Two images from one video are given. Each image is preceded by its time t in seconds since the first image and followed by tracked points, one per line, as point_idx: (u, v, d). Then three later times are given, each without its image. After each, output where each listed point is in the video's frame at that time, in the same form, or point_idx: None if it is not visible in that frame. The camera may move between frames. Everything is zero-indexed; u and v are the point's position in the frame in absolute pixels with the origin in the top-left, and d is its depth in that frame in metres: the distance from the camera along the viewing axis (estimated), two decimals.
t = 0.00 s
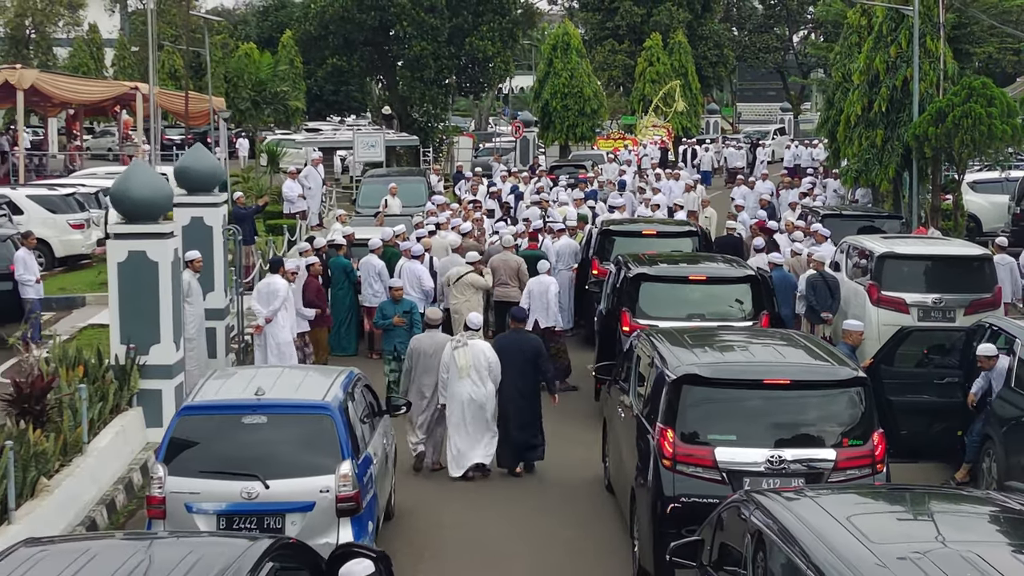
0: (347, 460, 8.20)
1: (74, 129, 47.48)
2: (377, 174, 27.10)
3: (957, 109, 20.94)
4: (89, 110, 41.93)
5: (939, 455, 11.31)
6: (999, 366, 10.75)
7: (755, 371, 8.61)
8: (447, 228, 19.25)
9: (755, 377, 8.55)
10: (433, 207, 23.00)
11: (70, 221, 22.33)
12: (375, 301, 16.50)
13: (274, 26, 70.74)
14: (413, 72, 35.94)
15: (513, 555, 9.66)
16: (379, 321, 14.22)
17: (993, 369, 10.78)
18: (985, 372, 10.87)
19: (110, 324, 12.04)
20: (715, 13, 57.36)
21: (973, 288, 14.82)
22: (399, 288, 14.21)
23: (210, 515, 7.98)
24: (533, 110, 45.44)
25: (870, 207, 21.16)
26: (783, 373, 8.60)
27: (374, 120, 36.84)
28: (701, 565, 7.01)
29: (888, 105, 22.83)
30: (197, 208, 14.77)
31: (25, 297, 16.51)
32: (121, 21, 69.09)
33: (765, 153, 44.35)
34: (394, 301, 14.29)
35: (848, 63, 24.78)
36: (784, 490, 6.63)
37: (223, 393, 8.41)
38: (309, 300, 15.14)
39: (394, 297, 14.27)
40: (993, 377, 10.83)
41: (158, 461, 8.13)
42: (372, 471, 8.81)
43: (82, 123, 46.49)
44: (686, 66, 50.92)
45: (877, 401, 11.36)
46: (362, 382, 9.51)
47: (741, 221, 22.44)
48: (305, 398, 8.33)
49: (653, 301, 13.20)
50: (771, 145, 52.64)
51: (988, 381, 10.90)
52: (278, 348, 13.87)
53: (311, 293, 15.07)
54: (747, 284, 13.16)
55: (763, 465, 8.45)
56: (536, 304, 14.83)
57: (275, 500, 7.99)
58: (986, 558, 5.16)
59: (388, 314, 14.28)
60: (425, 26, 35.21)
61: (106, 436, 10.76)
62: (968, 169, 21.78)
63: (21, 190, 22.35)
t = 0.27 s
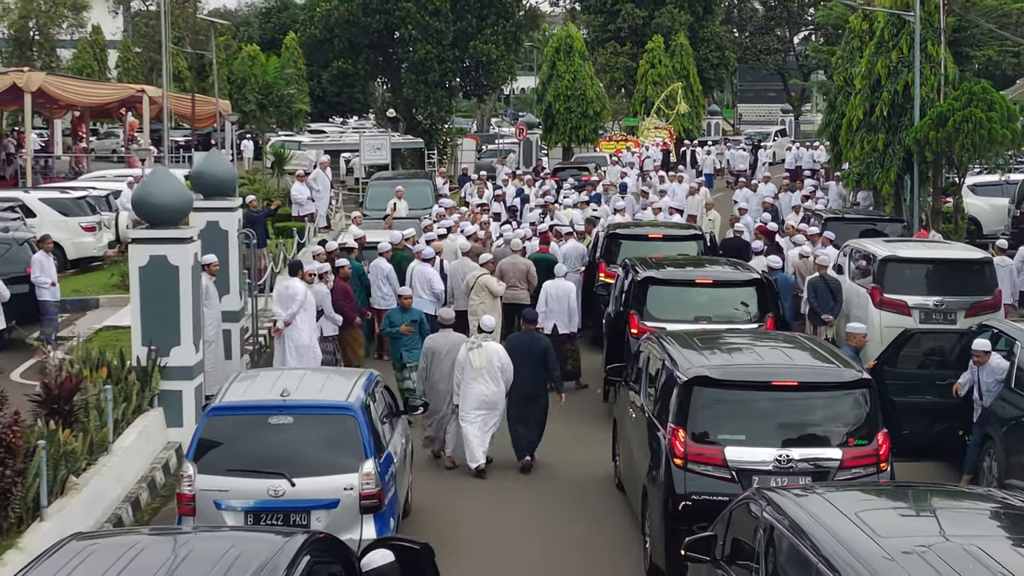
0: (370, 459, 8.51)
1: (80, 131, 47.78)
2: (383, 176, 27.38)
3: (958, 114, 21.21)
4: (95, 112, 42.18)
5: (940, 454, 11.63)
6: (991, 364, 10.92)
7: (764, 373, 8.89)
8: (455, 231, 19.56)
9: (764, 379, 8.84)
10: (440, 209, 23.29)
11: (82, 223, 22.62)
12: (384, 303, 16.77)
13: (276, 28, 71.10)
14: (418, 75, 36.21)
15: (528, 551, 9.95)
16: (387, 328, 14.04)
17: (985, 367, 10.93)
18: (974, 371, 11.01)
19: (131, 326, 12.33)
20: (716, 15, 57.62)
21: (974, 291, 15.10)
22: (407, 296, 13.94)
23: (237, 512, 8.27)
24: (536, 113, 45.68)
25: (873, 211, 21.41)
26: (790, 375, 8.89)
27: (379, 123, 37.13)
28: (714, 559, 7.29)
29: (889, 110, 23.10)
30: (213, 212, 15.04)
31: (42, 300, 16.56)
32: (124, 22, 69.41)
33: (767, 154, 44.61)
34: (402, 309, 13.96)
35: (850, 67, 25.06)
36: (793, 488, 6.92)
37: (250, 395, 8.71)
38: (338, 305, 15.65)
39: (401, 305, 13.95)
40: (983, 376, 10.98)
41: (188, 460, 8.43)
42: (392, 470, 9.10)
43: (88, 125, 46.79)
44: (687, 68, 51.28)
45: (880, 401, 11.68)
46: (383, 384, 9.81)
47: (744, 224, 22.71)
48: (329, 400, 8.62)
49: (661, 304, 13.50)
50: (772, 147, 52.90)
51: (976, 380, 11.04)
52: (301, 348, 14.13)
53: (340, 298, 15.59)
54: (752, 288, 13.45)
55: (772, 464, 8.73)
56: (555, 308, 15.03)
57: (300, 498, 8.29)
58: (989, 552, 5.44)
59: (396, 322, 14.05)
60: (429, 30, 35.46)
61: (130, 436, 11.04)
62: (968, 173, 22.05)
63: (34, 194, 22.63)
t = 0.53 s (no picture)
0: (389, 459, 8.78)
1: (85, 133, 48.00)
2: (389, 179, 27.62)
3: (959, 118, 21.46)
4: (100, 114, 42.43)
5: (941, 455, 11.88)
6: (985, 361, 11.29)
7: (771, 376, 9.15)
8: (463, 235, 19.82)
9: (771, 382, 9.10)
10: (446, 213, 23.54)
11: (92, 226, 22.87)
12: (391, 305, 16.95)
13: (278, 29, 71.28)
14: (422, 79, 36.46)
15: (541, 549, 10.22)
16: (396, 333, 14.14)
17: (980, 365, 11.29)
18: (968, 370, 11.31)
19: (149, 329, 12.60)
20: (718, 17, 57.82)
21: (975, 294, 15.33)
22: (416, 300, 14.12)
23: (260, 511, 8.52)
24: (538, 115, 45.91)
25: (874, 214, 21.65)
26: (797, 379, 9.15)
27: (384, 126, 37.37)
28: (724, 556, 7.55)
29: (891, 114, 23.36)
30: (226, 217, 15.32)
31: (54, 302, 16.59)
32: (127, 24, 69.67)
33: (768, 156, 44.83)
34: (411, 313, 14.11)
35: (851, 71, 25.31)
36: (800, 488, 7.18)
37: (272, 397, 8.98)
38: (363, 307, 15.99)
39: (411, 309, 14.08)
40: (976, 375, 11.29)
41: (212, 462, 8.69)
42: (409, 470, 9.37)
43: (93, 127, 47.01)
44: (688, 70, 51.62)
45: (883, 403, 11.93)
46: (399, 388, 10.07)
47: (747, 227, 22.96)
48: (349, 402, 8.89)
49: (667, 307, 13.77)
50: (773, 148, 53.12)
51: (966, 380, 11.31)
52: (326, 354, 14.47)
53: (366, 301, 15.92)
54: (757, 291, 13.70)
55: (778, 464, 8.98)
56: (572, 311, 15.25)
57: (322, 497, 8.55)
58: (988, 549, 5.70)
59: (405, 326, 14.14)
60: (434, 34, 35.70)
61: (149, 438, 11.29)
62: (969, 177, 22.30)
63: (45, 197, 22.88)
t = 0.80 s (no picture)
0: (406, 465, 9.08)
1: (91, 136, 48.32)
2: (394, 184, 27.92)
3: (958, 125, 21.76)
4: (106, 118, 42.72)
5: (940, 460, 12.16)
6: (975, 364, 11.57)
7: (775, 384, 9.44)
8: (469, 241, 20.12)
9: (775, 390, 9.40)
10: (451, 218, 23.85)
11: (102, 232, 23.17)
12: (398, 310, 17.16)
13: (281, 32, 71.56)
14: (425, 83, 36.80)
15: (551, 551, 10.51)
16: (400, 348, 13.71)
17: (971, 366, 11.55)
18: (958, 371, 11.54)
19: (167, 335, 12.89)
20: (719, 20, 58.12)
21: (973, 301, 15.65)
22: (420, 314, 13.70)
23: (282, 515, 8.81)
24: (541, 118, 46.22)
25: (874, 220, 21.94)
26: (800, 387, 9.43)
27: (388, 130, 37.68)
28: (732, 559, 7.85)
29: (890, 121, 23.65)
30: (240, 225, 15.62)
31: (66, 307, 16.86)
32: (130, 26, 69.95)
33: (769, 159, 45.13)
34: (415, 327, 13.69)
35: (852, 78, 25.63)
36: (805, 493, 7.48)
37: (292, 404, 9.25)
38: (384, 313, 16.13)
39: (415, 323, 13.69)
40: (966, 377, 11.56)
41: (235, 467, 8.98)
42: (425, 474, 9.67)
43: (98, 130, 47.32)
44: (690, 74, 51.87)
45: (884, 409, 12.23)
46: (414, 395, 10.36)
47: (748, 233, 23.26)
48: (366, 409, 9.18)
49: (673, 314, 14.04)
50: (774, 150, 53.44)
51: (956, 382, 11.54)
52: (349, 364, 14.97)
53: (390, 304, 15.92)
54: (761, 298, 13.99)
55: (783, 469, 9.28)
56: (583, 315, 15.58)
57: (341, 501, 8.84)
58: (985, 553, 6.01)
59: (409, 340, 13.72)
60: (438, 39, 36.01)
61: (168, 441, 11.57)
62: (968, 182, 22.59)
63: (56, 203, 23.17)
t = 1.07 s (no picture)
0: (414, 475, 9.32)
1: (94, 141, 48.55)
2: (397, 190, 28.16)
3: (955, 133, 22.00)
4: (109, 122, 42.93)
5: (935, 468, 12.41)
6: (958, 377, 11.80)
7: (774, 397, 9.69)
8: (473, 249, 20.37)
9: (774, 402, 9.65)
10: (454, 225, 24.09)
11: (109, 238, 23.40)
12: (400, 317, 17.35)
13: (283, 35, 71.73)
14: (426, 89, 37.04)
15: (555, 558, 10.77)
16: (401, 359, 13.52)
17: (954, 380, 11.78)
18: (943, 385, 11.78)
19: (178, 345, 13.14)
20: (719, 24, 58.34)
21: (969, 309, 15.89)
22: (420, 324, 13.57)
23: (294, 525, 9.07)
24: (541, 122, 46.44)
25: (872, 227, 22.19)
26: (798, 399, 9.69)
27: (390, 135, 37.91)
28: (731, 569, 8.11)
29: (889, 129, 23.90)
30: (247, 235, 15.89)
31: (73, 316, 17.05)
32: (132, 30, 70.14)
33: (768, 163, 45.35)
34: (415, 338, 13.54)
35: (851, 85, 25.88)
36: (802, 505, 7.74)
37: (304, 416, 9.51)
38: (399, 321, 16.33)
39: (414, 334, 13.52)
40: (950, 389, 11.78)
41: (248, 477, 9.23)
42: (432, 483, 9.93)
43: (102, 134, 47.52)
44: (691, 78, 52.10)
45: (881, 418, 12.47)
46: (421, 406, 10.61)
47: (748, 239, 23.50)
48: (376, 421, 9.43)
49: (674, 323, 14.29)
50: (774, 154, 53.63)
51: (940, 395, 11.77)
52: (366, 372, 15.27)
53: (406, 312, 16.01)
54: (760, 308, 14.24)
55: (781, 479, 9.54)
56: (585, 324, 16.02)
57: (352, 511, 9.09)
58: (974, 564, 6.27)
59: (410, 351, 13.55)
60: (439, 44, 36.26)
61: (180, 449, 11.83)
62: (965, 189, 22.82)
63: (63, 210, 23.42)
